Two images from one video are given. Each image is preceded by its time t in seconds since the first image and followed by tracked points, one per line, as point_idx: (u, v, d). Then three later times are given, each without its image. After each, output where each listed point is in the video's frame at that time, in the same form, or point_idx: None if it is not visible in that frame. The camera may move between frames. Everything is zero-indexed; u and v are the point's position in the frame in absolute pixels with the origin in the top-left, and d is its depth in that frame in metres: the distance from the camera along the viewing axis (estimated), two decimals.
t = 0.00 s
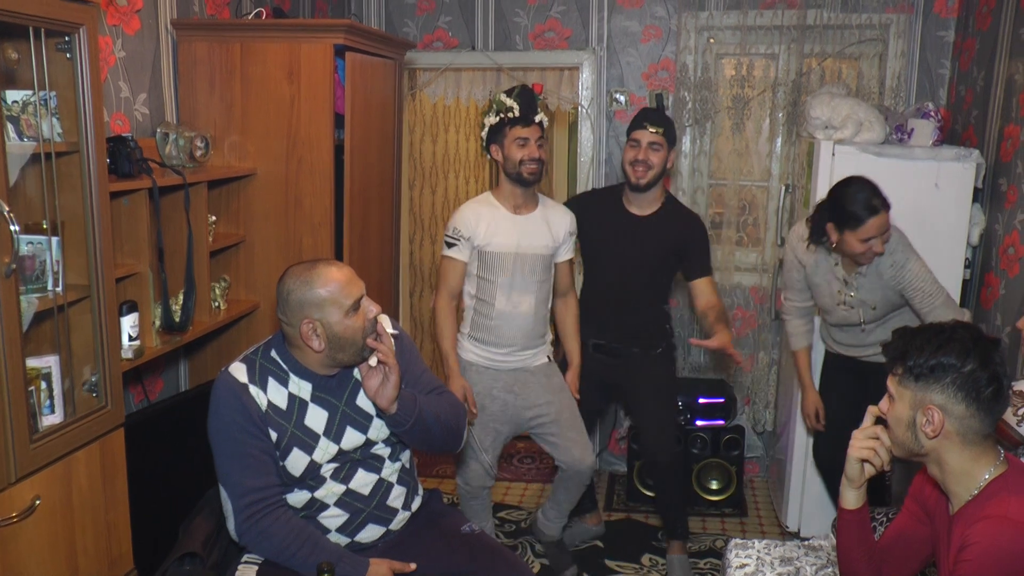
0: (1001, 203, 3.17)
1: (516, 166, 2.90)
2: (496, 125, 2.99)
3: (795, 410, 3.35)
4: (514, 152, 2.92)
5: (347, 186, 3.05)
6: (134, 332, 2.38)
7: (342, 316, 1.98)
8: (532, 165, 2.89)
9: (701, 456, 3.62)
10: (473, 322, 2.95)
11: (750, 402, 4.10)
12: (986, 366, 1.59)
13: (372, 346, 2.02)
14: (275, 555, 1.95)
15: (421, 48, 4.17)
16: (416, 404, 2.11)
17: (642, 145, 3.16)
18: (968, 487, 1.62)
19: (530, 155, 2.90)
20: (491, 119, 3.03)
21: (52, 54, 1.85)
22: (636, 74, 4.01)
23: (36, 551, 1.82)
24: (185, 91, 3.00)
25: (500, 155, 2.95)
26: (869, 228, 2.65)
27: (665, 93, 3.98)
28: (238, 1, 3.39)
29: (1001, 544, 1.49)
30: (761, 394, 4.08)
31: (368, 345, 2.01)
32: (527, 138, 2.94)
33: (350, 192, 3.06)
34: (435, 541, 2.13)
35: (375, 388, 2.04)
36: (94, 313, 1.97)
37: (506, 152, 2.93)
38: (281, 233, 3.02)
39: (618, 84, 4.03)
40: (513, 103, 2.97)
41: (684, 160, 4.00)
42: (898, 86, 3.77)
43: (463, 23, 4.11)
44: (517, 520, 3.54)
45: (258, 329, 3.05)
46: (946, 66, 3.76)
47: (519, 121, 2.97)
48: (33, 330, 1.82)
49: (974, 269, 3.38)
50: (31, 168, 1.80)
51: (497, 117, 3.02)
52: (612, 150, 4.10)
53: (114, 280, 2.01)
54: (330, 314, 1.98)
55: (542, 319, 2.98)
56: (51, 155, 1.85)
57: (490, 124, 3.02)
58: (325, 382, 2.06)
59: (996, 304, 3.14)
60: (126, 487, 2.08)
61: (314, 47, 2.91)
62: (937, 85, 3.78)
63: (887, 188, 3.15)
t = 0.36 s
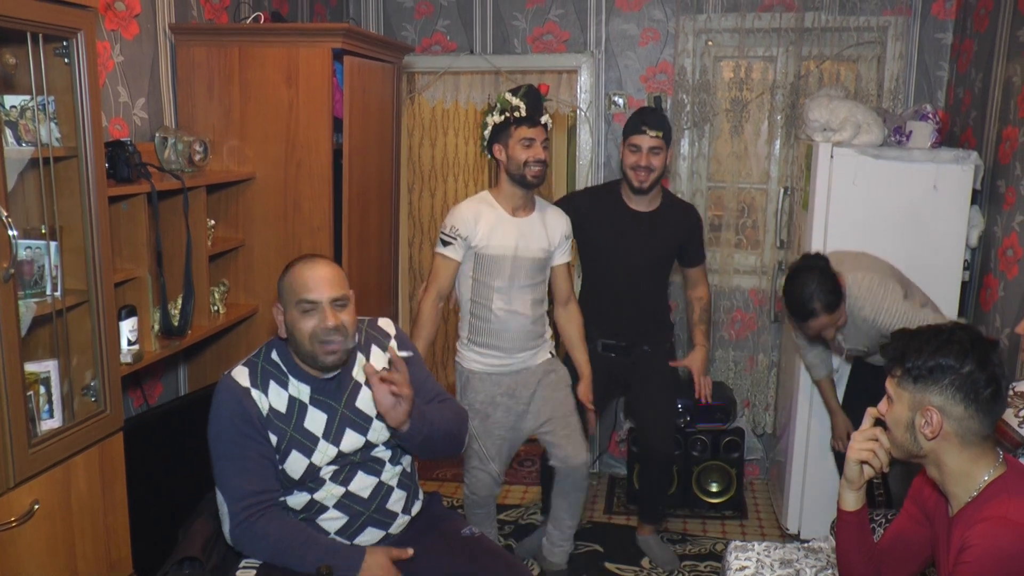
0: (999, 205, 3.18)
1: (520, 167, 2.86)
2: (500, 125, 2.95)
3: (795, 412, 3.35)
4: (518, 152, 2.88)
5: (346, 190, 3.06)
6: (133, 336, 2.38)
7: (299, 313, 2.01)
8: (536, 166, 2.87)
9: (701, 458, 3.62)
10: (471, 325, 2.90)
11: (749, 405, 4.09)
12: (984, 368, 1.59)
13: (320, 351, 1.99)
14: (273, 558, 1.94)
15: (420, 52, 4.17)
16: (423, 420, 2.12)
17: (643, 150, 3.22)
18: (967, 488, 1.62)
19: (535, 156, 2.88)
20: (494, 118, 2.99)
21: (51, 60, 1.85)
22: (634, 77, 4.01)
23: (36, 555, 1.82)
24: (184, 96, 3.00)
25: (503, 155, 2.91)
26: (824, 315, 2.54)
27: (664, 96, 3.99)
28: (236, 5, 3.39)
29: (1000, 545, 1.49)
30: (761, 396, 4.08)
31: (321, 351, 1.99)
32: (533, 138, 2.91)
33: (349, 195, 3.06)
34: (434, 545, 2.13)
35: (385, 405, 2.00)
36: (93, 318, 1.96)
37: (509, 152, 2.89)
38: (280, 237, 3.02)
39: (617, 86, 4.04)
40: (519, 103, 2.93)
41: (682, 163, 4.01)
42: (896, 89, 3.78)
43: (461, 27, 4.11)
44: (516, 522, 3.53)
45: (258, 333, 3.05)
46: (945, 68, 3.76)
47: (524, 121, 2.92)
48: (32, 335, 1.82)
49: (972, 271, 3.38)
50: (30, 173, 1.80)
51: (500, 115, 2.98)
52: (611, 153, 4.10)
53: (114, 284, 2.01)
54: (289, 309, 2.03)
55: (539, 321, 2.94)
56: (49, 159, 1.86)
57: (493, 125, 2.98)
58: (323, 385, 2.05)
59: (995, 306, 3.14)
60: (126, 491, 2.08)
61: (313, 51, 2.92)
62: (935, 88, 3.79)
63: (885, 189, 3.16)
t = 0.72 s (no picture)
0: (1002, 207, 3.17)
1: (539, 178, 2.76)
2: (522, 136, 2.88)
3: (796, 416, 3.35)
4: (537, 164, 2.78)
5: (349, 191, 3.05)
6: (135, 336, 2.37)
7: (297, 302, 2.05)
8: (555, 177, 2.76)
9: (702, 460, 3.61)
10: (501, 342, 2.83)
11: (751, 407, 4.09)
12: (987, 370, 1.59)
13: (313, 341, 2.00)
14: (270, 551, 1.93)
15: (422, 53, 4.17)
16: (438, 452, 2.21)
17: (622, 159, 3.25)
18: (970, 491, 1.61)
19: (554, 167, 2.77)
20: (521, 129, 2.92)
21: (53, 60, 1.85)
22: (637, 78, 4.01)
23: (37, 555, 1.82)
24: (186, 96, 3.00)
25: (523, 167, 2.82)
26: (789, 356, 2.73)
27: (666, 98, 3.99)
28: (239, 6, 3.39)
29: (1003, 549, 1.49)
30: (763, 398, 4.07)
31: (312, 342, 2.00)
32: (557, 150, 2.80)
33: (352, 197, 3.06)
34: (435, 547, 2.13)
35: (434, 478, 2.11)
36: (95, 318, 1.96)
37: (529, 164, 2.80)
38: (283, 237, 3.02)
39: (619, 88, 4.03)
40: (538, 114, 2.88)
41: (684, 165, 4.01)
42: (898, 91, 3.78)
43: (463, 28, 4.11)
44: (516, 522, 3.54)
45: (260, 334, 3.05)
46: (947, 70, 3.76)
47: (543, 131, 2.83)
48: (34, 335, 1.82)
49: (975, 274, 3.38)
50: (32, 173, 1.80)
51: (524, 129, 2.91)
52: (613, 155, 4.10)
53: (115, 284, 2.01)
54: (290, 297, 2.06)
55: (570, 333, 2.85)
56: (52, 160, 1.86)
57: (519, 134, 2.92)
58: (327, 380, 2.06)
59: (998, 309, 3.13)
60: (127, 491, 2.08)
61: (315, 52, 2.92)
62: (937, 90, 3.79)
63: (887, 191, 3.15)
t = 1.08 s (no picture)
0: (1006, 211, 3.17)
1: (552, 168, 2.66)
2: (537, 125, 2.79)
3: (798, 418, 3.35)
4: (549, 153, 2.69)
5: (353, 192, 3.06)
6: (138, 335, 2.37)
7: (313, 305, 2.02)
8: (568, 167, 2.65)
9: (704, 462, 3.61)
10: (509, 339, 2.68)
11: (753, 409, 4.07)
12: (993, 374, 1.58)
13: (322, 345, 1.99)
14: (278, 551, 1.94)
15: (426, 53, 4.18)
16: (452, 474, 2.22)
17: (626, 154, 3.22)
18: (975, 495, 1.61)
19: (567, 157, 2.67)
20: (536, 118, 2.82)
21: (59, 57, 1.85)
22: (640, 79, 4.01)
23: (40, 553, 1.82)
24: (190, 95, 3.00)
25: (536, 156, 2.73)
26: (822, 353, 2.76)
27: (670, 99, 3.98)
28: (243, 5, 3.39)
29: (1008, 553, 1.49)
30: (765, 401, 4.06)
31: (320, 346, 2.00)
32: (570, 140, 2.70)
33: (355, 198, 3.07)
34: (437, 547, 2.13)
35: (458, 514, 2.13)
36: (98, 317, 1.96)
37: (542, 153, 2.71)
38: (286, 237, 3.02)
39: (623, 89, 4.03)
40: (554, 101, 2.77)
41: (688, 166, 4.00)
42: (902, 94, 3.78)
43: (467, 28, 4.11)
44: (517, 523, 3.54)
45: (262, 334, 3.06)
46: (951, 73, 3.76)
47: (559, 120, 2.74)
48: (38, 333, 1.82)
49: (978, 277, 3.38)
50: (37, 170, 1.80)
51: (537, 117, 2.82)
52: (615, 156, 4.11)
53: (119, 282, 2.01)
54: (306, 298, 2.03)
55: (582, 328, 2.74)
56: (58, 157, 1.86)
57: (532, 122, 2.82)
58: (334, 378, 2.05)
59: (1001, 312, 3.13)
60: (130, 489, 2.08)
61: (321, 51, 2.91)
62: (941, 93, 3.78)
63: (891, 195, 3.15)
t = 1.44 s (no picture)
0: (1012, 212, 3.17)
1: (581, 181, 2.65)
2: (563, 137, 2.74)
3: (804, 419, 3.35)
4: (579, 165, 2.66)
5: (358, 192, 3.07)
6: (144, 335, 2.37)
7: (330, 316, 2.02)
8: (598, 181, 2.64)
9: (709, 462, 3.62)
10: (531, 351, 2.68)
11: (758, 409, 4.06)
12: (999, 374, 1.58)
13: (344, 353, 2.00)
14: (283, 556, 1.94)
15: (431, 54, 4.18)
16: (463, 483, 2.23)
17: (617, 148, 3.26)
18: (980, 496, 1.61)
19: (597, 171, 2.66)
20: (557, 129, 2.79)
21: (66, 59, 1.86)
22: (645, 80, 4.01)
23: (46, 552, 1.82)
24: (196, 97, 3.01)
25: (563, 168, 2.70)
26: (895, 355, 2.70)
27: (675, 99, 3.98)
28: (248, 6, 3.39)
29: (1012, 554, 1.49)
30: (769, 402, 4.06)
31: (342, 356, 2.00)
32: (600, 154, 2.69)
33: (361, 199, 3.08)
34: (441, 547, 2.14)
35: (468, 532, 2.13)
36: (105, 316, 1.97)
37: (571, 166, 2.68)
38: (291, 238, 3.03)
39: (628, 90, 4.03)
40: (584, 112, 2.72)
41: (693, 167, 4.01)
42: (907, 94, 3.77)
43: (472, 29, 4.11)
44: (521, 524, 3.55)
45: (268, 336, 3.07)
46: (957, 74, 3.75)
47: (588, 133, 2.72)
48: (45, 333, 1.83)
49: (984, 278, 3.37)
50: (44, 171, 1.81)
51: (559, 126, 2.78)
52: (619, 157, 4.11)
53: (126, 283, 2.02)
54: (320, 311, 2.03)
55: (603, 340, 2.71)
56: (64, 158, 1.86)
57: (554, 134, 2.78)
58: (343, 386, 2.05)
59: (1007, 313, 3.12)
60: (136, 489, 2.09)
61: (327, 52, 2.92)
62: (947, 93, 3.78)
63: (897, 196, 3.15)
